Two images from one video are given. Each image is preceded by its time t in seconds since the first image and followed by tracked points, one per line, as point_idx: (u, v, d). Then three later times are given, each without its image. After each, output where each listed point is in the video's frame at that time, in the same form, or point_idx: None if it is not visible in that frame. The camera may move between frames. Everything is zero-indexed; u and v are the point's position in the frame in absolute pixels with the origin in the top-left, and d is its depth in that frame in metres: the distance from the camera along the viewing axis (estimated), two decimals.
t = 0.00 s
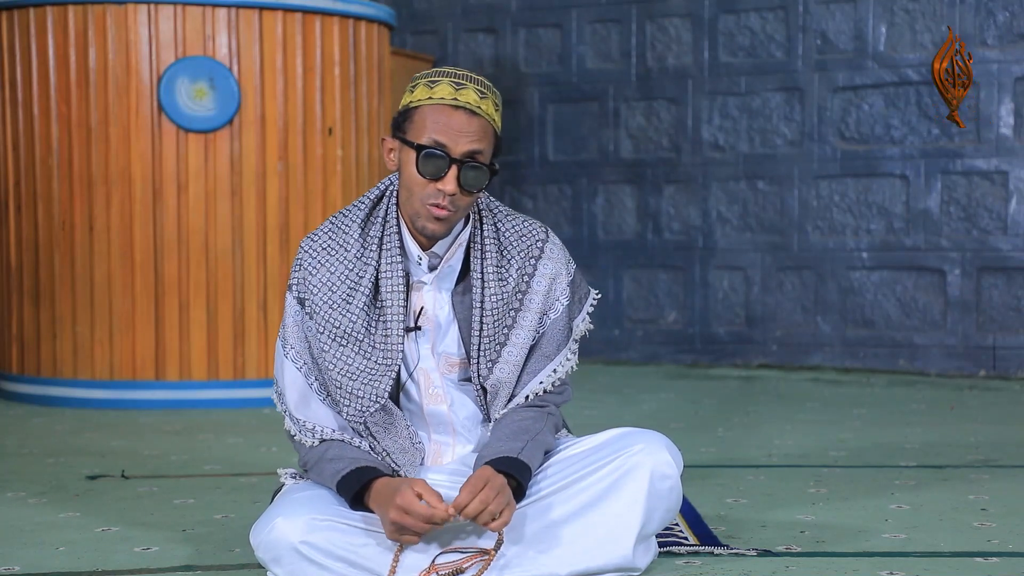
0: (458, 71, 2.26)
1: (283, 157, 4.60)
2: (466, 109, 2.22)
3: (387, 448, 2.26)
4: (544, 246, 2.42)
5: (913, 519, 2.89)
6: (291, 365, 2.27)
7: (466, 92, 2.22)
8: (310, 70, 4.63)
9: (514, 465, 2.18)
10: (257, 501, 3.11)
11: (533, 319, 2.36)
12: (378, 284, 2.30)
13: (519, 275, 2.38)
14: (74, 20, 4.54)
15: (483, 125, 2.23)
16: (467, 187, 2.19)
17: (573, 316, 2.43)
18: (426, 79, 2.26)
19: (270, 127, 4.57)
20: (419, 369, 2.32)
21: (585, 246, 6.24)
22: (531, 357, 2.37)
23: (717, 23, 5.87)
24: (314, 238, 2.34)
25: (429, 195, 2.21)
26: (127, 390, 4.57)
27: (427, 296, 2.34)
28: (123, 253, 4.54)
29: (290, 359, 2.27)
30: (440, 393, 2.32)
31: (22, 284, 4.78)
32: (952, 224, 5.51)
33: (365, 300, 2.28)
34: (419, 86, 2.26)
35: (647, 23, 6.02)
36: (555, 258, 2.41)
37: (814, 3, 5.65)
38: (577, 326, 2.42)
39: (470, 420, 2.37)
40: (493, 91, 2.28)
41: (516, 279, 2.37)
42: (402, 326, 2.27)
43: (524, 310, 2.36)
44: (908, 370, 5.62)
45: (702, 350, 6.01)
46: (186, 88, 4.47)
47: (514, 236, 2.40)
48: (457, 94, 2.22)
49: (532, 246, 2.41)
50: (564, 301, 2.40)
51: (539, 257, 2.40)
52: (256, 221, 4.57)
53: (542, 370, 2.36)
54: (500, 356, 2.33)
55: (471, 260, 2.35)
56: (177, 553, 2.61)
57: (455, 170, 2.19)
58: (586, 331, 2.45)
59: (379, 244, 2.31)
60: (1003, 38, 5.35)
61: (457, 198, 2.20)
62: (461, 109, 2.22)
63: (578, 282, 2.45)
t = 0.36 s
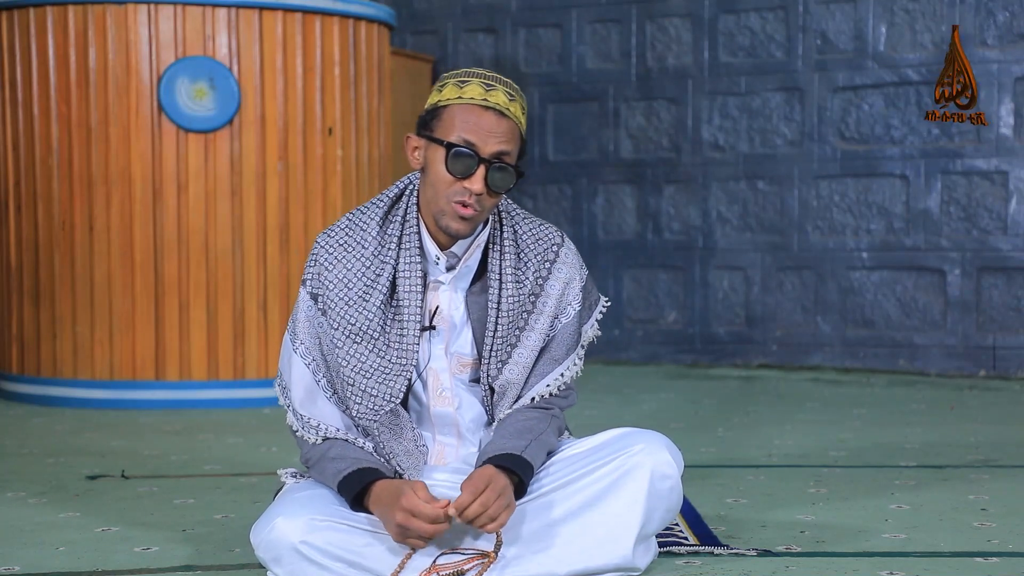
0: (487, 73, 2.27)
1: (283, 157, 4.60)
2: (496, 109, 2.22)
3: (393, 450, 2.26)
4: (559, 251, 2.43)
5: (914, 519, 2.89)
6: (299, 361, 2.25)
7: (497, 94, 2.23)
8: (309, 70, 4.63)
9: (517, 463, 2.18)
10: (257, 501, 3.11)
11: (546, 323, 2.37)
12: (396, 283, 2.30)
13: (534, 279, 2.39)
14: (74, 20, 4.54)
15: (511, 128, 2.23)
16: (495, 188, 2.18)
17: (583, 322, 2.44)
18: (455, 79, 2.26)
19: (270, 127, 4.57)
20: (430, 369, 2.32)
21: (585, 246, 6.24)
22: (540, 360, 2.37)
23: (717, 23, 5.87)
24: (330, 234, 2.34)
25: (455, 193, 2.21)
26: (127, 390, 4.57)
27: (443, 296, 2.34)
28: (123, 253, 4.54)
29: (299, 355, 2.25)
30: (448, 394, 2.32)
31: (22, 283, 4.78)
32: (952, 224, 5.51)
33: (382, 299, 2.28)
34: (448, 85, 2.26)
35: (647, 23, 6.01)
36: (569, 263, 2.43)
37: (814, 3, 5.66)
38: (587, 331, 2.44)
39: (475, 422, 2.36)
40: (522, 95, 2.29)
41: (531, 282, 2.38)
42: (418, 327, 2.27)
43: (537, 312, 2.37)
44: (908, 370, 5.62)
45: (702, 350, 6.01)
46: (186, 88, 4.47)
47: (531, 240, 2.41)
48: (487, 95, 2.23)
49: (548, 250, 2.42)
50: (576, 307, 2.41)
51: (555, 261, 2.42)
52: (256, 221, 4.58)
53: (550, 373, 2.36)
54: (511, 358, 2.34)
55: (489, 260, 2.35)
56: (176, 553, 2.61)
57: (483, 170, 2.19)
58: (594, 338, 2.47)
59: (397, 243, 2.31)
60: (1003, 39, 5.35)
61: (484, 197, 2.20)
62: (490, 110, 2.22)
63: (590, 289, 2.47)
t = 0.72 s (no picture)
0: (494, 72, 2.27)
1: (283, 157, 4.60)
2: (503, 108, 2.22)
3: (395, 450, 2.26)
4: (565, 253, 2.43)
5: (914, 519, 2.89)
6: (304, 359, 2.26)
7: (504, 92, 2.23)
8: (309, 70, 4.63)
9: (518, 462, 2.18)
10: (257, 501, 3.11)
11: (550, 323, 2.37)
12: (402, 282, 2.30)
13: (540, 280, 2.38)
14: (74, 19, 4.54)
15: (519, 126, 2.23)
16: (502, 186, 2.19)
17: (586, 324, 2.44)
18: (462, 78, 2.26)
19: (270, 127, 4.57)
20: (435, 368, 2.32)
21: (585, 246, 6.24)
22: (543, 361, 2.37)
23: (717, 23, 5.87)
24: (336, 232, 2.34)
25: (462, 190, 2.21)
26: (127, 390, 4.57)
27: (449, 295, 2.34)
28: (124, 253, 4.54)
29: (304, 353, 2.27)
30: (452, 394, 2.32)
31: (22, 283, 4.77)
32: (952, 224, 5.51)
33: (388, 298, 2.28)
34: (455, 84, 2.26)
35: (647, 23, 6.01)
36: (574, 265, 2.42)
37: (814, 3, 5.66)
38: (590, 334, 2.44)
39: (477, 423, 2.35)
40: (528, 94, 2.29)
41: (536, 283, 2.38)
42: (424, 326, 2.27)
43: (541, 313, 2.37)
44: (907, 370, 5.62)
45: (702, 350, 6.01)
46: (186, 88, 4.47)
47: (537, 241, 2.41)
48: (494, 93, 2.23)
49: (554, 251, 2.42)
50: (580, 309, 2.41)
51: (560, 263, 2.42)
52: (256, 221, 4.58)
53: (552, 374, 2.36)
54: (515, 358, 2.34)
55: (495, 259, 2.35)
56: (176, 553, 2.61)
57: (490, 168, 2.19)
58: (596, 340, 2.47)
59: (404, 242, 2.32)
60: (1002, 39, 5.36)
61: (491, 195, 2.20)
62: (498, 108, 2.22)
63: (593, 291, 2.47)
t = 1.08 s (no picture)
0: (458, 72, 2.26)
1: (283, 157, 4.60)
2: (468, 109, 2.22)
3: (388, 449, 2.28)
4: (548, 248, 2.41)
5: (914, 519, 2.89)
6: (292, 365, 2.26)
7: (467, 93, 2.23)
8: (310, 70, 4.63)
9: (520, 460, 2.18)
10: (257, 501, 3.11)
11: (537, 321, 2.36)
12: (383, 285, 2.29)
13: (523, 277, 2.38)
14: (74, 19, 4.54)
15: (486, 126, 2.23)
16: (472, 188, 2.18)
17: (577, 318, 2.43)
18: (427, 81, 2.26)
19: (270, 127, 4.57)
20: (422, 369, 2.32)
21: (585, 246, 6.24)
22: (535, 359, 2.38)
23: (717, 23, 5.86)
24: (317, 238, 2.33)
25: (432, 196, 2.21)
26: (127, 390, 4.57)
27: (431, 297, 2.34)
28: (124, 253, 4.54)
29: (291, 359, 2.26)
30: (443, 394, 2.32)
31: (22, 282, 4.77)
32: (952, 224, 5.51)
33: (369, 301, 2.27)
34: (420, 88, 2.26)
35: (647, 23, 6.01)
36: (558, 260, 2.41)
37: (814, 3, 5.66)
38: (581, 328, 2.43)
39: (472, 421, 2.37)
40: (495, 91, 2.28)
41: (520, 281, 2.37)
42: (405, 328, 2.27)
43: (527, 311, 2.37)
44: (908, 370, 5.62)
45: (702, 350, 6.01)
46: (186, 88, 4.47)
47: (518, 238, 2.40)
48: (458, 95, 2.22)
49: (536, 248, 2.41)
50: (567, 303, 2.39)
51: (543, 259, 2.40)
52: (256, 221, 4.57)
53: (547, 371, 2.37)
54: (504, 358, 2.34)
55: (475, 261, 2.35)
56: (177, 553, 2.61)
57: (458, 172, 2.19)
58: (589, 333, 2.45)
59: (382, 244, 2.30)
60: (1003, 39, 5.36)
61: (461, 198, 2.20)
62: (462, 110, 2.22)
63: (581, 284, 2.46)
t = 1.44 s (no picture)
0: (466, 74, 2.26)
1: (283, 157, 4.60)
2: (477, 112, 2.22)
3: (388, 449, 2.28)
4: (550, 249, 2.42)
5: (914, 519, 2.89)
6: (293, 364, 2.27)
7: (477, 96, 2.23)
8: (309, 70, 4.63)
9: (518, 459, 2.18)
10: (257, 501, 3.11)
11: (539, 322, 2.37)
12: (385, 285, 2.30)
13: (525, 278, 2.38)
14: (74, 19, 4.54)
15: (494, 129, 2.23)
16: (480, 191, 2.18)
17: (578, 319, 2.42)
18: (435, 82, 2.26)
19: (270, 127, 4.57)
20: (423, 369, 2.32)
21: (585, 246, 6.24)
22: (535, 360, 2.38)
23: (717, 23, 5.86)
24: (320, 236, 2.33)
25: (439, 199, 2.21)
26: (127, 390, 4.57)
27: (433, 297, 2.34)
28: (123, 253, 4.54)
29: (292, 358, 2.27)
30: (443, 394, 2.32)
31: (22, 283, 4.77)
32: (952, 224, 5.51)
33: (371, 301, 2.28)
34: (428, 89, 2.26)
35: (647, 23, 6.01)
36: (561, 261, 2.41)
37: (814, 3, 5.66)
38: (582, 329, 2.42)
39: (473, 421, 2.37)
40: (502, 94, 2.28)
41: (522, 282, 2.37)
42: (407, 328, 2.27)
43: (529, 312, 2.37)
44: (908, 370, 5.62)
45: (702, 350, 6.01)
46: (186, 88, 4.47)
47: (521, 239, 2.40)
48: (467, 98, 2.22)
49: (539, 249, 2.41)
50: (568, 305, 2.40)
51: (545, 260, 2.40)
52: (256, 221, 4.57)
53: (546, 372, 2.37)
54: (505, 359, 2.34)
55: (478, 261, 2.34)
56: (176, 553, 2.61)
57: (467, 175, 2.19)
58: (589, 335, 2.45)
59: (386, 244, 2.30)
60: (1003, 39, 5.36)
61: (468, 202, 2.20)
62: (471, 112, 2.22)
63: (583, 285, 2.45)
